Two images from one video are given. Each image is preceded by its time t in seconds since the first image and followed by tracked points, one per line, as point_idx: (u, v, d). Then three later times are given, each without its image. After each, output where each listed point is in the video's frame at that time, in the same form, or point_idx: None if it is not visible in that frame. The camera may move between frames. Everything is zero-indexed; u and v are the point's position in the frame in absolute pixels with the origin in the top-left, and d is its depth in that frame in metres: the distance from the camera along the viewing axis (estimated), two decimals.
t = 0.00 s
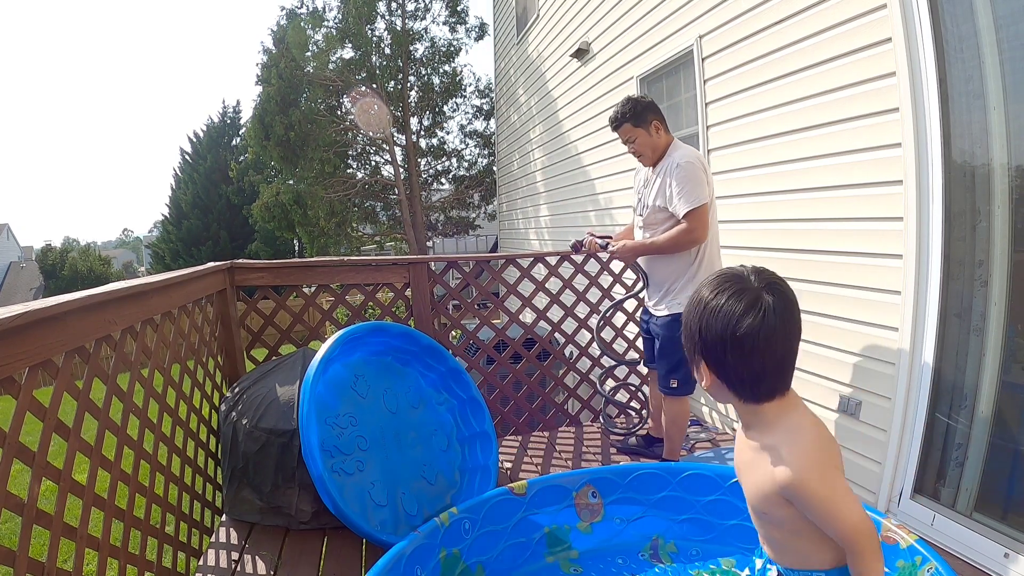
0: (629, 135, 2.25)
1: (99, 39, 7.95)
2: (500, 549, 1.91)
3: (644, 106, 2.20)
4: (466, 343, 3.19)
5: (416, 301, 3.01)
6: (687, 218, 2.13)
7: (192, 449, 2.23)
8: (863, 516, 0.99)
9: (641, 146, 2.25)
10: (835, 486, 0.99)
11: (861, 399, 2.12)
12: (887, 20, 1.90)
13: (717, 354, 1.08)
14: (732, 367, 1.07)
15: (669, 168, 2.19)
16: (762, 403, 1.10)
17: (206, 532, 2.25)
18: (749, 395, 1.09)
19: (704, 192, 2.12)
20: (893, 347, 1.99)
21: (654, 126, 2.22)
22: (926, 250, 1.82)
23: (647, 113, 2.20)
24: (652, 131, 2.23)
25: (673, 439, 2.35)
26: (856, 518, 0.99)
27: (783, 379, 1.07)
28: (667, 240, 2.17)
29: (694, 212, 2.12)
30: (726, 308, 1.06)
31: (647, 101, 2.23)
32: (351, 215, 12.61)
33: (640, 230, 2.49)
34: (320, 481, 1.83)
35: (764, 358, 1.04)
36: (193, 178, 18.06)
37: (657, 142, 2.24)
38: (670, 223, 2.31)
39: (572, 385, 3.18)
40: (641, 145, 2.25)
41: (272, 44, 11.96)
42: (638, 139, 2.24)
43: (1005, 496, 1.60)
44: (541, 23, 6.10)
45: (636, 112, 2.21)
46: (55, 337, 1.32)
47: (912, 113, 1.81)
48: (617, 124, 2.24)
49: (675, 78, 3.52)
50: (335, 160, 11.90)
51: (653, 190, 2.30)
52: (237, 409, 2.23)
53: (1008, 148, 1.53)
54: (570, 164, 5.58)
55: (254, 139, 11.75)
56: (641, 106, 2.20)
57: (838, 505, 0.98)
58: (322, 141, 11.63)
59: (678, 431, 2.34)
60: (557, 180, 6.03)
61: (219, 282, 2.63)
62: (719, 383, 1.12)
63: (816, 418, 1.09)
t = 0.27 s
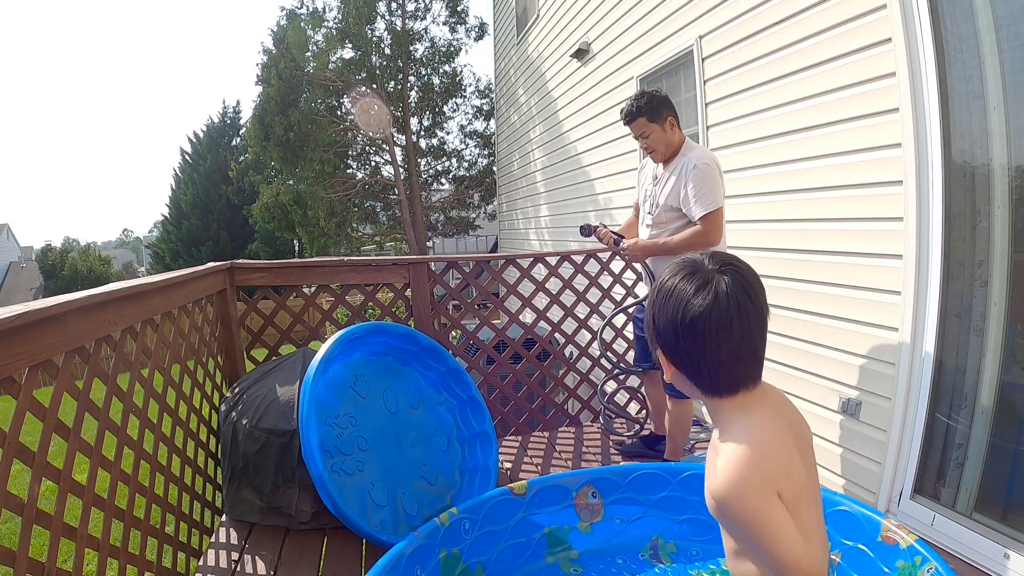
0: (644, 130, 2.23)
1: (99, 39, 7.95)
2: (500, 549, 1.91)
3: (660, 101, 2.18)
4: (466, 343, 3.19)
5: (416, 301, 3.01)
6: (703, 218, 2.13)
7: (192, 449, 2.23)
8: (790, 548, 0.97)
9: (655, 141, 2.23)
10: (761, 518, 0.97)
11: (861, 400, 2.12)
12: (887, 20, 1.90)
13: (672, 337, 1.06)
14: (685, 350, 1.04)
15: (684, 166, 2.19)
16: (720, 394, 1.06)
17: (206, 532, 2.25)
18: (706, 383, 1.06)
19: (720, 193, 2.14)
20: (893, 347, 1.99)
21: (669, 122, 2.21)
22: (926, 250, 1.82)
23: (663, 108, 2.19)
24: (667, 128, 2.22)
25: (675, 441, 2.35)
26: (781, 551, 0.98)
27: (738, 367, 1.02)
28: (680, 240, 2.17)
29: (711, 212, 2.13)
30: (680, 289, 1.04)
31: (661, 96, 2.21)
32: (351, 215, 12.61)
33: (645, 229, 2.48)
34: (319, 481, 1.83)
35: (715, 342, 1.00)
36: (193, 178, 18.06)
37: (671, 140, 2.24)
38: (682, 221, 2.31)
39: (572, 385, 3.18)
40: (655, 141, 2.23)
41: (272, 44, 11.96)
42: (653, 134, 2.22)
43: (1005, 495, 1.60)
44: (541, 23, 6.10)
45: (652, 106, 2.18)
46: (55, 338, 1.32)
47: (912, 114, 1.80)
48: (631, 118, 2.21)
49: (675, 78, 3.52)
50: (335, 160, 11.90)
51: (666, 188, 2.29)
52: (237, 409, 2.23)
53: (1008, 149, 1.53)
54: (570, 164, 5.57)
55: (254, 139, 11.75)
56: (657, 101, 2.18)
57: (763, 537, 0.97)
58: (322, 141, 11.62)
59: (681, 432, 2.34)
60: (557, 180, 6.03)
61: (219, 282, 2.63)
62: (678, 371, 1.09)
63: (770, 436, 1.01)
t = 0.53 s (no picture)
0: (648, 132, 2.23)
1: (99, 39, 7.95)
2: (500, 549, 1.91)
3: (666, 102, 2.18)
4: (466, 343, 3.19)
5: (416, 301, 3.01)
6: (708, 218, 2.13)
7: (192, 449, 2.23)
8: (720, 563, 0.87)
9: (659, 142, 2.23)
10: (693, 529, 0.87)
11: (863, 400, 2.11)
12: (887, 21, 1.90)
13: (683, 302, 0.94)
14: (692, 319, 0.91)
15: (689, 166, 2.19)
16: (729, 373, 0.91)
17: (206, 532, 2.25)
18: (714, 359, 0.92)
19: (724, 194, 2.14)
20: (893, 347, 1.98)
21: (673, 124, 2.21)
22: (926, 249, 1.81)
23: (668, 110, 2.19)
24: (670, 130, 2.22)
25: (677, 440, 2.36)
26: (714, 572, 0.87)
27: (751, 344, 0.87)
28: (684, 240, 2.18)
29: (716, 212, 2.13)
30: (697, 251, 0.92)
31: (666, 97, 2.21)
32: (351, 215, 12.61)
33: (649, 229, 2.47)
34: (319, 481, 1.83)
35: (721, 311, 0.87)
36: (193, 178, 18.06)
37: (675, 141, 2.24)
38: (687, 221, 2.31)
39: (572, 385, 3.18)
40: (659, 142, 2.23)
41: (272, 44, 11.95)
42: (657, 134, 2.21)
43: (1005, 495, 1.60)
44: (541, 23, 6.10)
45: (657, 108, 2.19)
46: (55, 337, 1.32)
47: (912, 114, 1.80)
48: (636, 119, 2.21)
49: (675, 78, 3.52)
50: (335, 160, 11.91)
51: (670, 189, 2.29)
52: (238, 409, 2.23)
53: (1008, 149, 1.53)
54: (570, 164, 5.57)
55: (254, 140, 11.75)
56: (661, 102, 2.18)
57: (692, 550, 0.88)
58: (322, 141, 11.62)
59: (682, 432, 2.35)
60: (557, 180, 6.03)
61: (219, 282, 2.63)
62: (688, 344, 0.96)
63: (736, 442, 0.87)
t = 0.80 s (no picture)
0: (646, 136, 2.23)
1: (99, 40, 7.94)
2: (500, 549, 1.91)
3: (664, 107, 2.19)
4: (466, 343, 3.19)
5: (416, 301, 3.01)
6: (705, 218, 2.14)
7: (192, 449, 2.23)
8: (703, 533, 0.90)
9: (658, 146, 2.23)
10: (693, 499, 0.90)
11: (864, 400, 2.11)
12: (887, 20, 1.90)
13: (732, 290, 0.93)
14: (740, 304, 0.90)
15: (688, 170, 2.20)
16: (785, 366, 0.87)
17: (206, 532, 2.25)
18: (759, 346, 0.89)
19: (722, 196, 2.16)
20: (893, 347, 1.98)
21: (672, 128, 2.21)
22: (926, 249, 1.81)
23: (667, 114, 2.19)
24: (669, 134, 2.22)
25: (677, 438, 2.37)
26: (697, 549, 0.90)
27: (794, 331, 0.85)
28: (683, 241, 2.18)
29: (712, 213, 2.14)
30: (751, 238, 0.91)
31: (664, 101, 2.21)
32: (351, 215, 12.60)
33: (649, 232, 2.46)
34: (319, 481, 1.83)
35: (768, 295, 0.85)
36: (193, 178, 18.05)
37: (674, 144, 2.24)
38: (686, 223, 2.30)
39: (572, 385, 3.18)
40: (658, 145, 2.23)
41: (272, 44, 11.94)
42: (656, 138, 2.21)
43: (1005, 495, 1.60)
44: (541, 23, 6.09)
45: (656, 112, 2.19)
46: (55, 337, 1.32)
47: (912, 114, 1.80)
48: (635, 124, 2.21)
49: (675, 78, 3.52)
50: (335, 160, 11.90)
51: (670, 192, 2.29)
52: (238, 409, 2.23)
53: (1008, 149, 1.53)
54: (570, 164, 5.57)
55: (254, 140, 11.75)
56: (659, 107, 2.19)
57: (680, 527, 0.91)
58: (322, 141, 11.62)
59: (682, 432, 2.35)
60: (557, 180, 6.03)
61: (219, 282, 2.63)
62: (738, 339, 0.93)
63: (753, 432, 0.88)
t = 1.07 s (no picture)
0: (644, 140, 2.22)
1: (99, 39, 7.94)
2: (500, 549, 1.91)
3: (661, 112, 2.19)
4: (466, 343, 3.19)
5: (416, 301, 3.01)
6: (704, 218, 2.15)
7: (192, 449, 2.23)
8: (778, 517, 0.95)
9: (656, 149, 2.23)
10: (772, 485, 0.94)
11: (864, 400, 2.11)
12: (887, 20, 1.90)
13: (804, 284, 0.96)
14: (813, 295, 0.93)
15: (687, 171, 2.20)
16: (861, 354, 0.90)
17: (206, 532, 2.25)
18: (836, 336, 0.92)
19: (721, 197, 2.16)
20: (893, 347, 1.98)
21: (669, 131, 2.21)
22: (926, 249, 1.81)
23: (663, 118, 2.20)
24: (667, 138, 2.22)
25: (676, 437, 2.38)
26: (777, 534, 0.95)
27: (871, 317, 0.88)
28: (683, 240, 2.18)
29: (711, 212, 2.14)
30: (820, 238, 0.96)
31: (659, 105, 2.22)
32: (351, 215, 12.59)
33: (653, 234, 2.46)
34: (319, 481, 1.83)
35: (842, 283, 0.88)
36: (193, 178, 18.04)
37: (672, 148, 2.24)
38: (687, 224, 2.30)
39: (572, 385, 3.18)
40: (656, 149, 2.23)
41: (272, 44, 11.94)
42: (654, 142, 2.21)
43: (1005, 496, 1.59)
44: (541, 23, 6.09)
45: (653, 117, 2.19)
46: (55, 337, 1.32)
47: (912, 114, 1.80)
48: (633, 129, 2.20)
49: (675, 78, 3.52)
50: (334, 160, 11.91)
51: (669, 195, 2.29)
52: (237, 409, 2.23)
53: (1007, 149, 1.54)
54: (570, 164, 5.58)
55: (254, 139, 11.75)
56: (656, 111, 2.19)
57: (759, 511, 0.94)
58: (322, 141, 11.62)
59: (681, 430, 2.36)
60: (557, 180, 6.03)
61: (219, 282, 2.63)
62: (815, 333, 0.95)
63: (837, 424, 0.90)
